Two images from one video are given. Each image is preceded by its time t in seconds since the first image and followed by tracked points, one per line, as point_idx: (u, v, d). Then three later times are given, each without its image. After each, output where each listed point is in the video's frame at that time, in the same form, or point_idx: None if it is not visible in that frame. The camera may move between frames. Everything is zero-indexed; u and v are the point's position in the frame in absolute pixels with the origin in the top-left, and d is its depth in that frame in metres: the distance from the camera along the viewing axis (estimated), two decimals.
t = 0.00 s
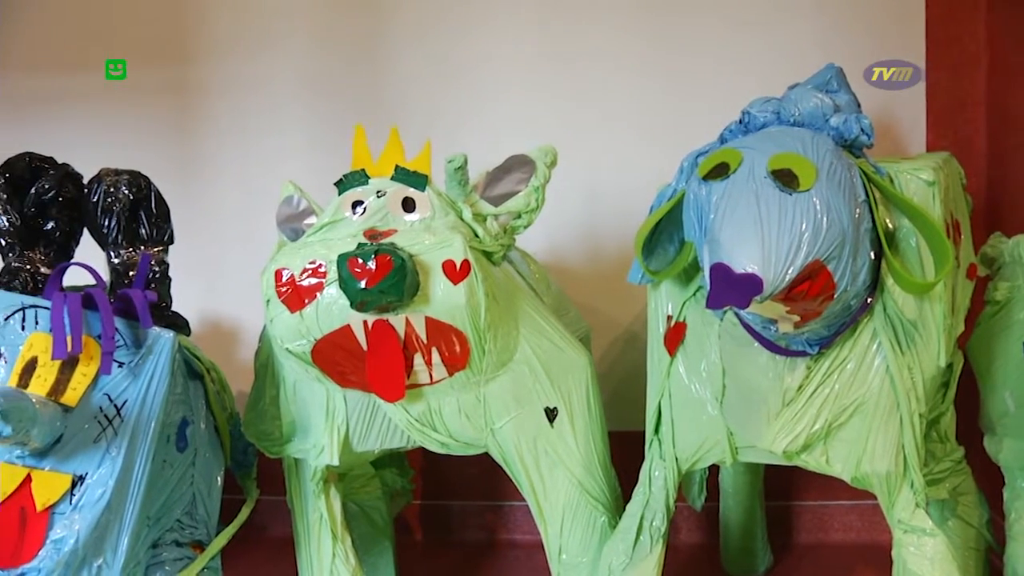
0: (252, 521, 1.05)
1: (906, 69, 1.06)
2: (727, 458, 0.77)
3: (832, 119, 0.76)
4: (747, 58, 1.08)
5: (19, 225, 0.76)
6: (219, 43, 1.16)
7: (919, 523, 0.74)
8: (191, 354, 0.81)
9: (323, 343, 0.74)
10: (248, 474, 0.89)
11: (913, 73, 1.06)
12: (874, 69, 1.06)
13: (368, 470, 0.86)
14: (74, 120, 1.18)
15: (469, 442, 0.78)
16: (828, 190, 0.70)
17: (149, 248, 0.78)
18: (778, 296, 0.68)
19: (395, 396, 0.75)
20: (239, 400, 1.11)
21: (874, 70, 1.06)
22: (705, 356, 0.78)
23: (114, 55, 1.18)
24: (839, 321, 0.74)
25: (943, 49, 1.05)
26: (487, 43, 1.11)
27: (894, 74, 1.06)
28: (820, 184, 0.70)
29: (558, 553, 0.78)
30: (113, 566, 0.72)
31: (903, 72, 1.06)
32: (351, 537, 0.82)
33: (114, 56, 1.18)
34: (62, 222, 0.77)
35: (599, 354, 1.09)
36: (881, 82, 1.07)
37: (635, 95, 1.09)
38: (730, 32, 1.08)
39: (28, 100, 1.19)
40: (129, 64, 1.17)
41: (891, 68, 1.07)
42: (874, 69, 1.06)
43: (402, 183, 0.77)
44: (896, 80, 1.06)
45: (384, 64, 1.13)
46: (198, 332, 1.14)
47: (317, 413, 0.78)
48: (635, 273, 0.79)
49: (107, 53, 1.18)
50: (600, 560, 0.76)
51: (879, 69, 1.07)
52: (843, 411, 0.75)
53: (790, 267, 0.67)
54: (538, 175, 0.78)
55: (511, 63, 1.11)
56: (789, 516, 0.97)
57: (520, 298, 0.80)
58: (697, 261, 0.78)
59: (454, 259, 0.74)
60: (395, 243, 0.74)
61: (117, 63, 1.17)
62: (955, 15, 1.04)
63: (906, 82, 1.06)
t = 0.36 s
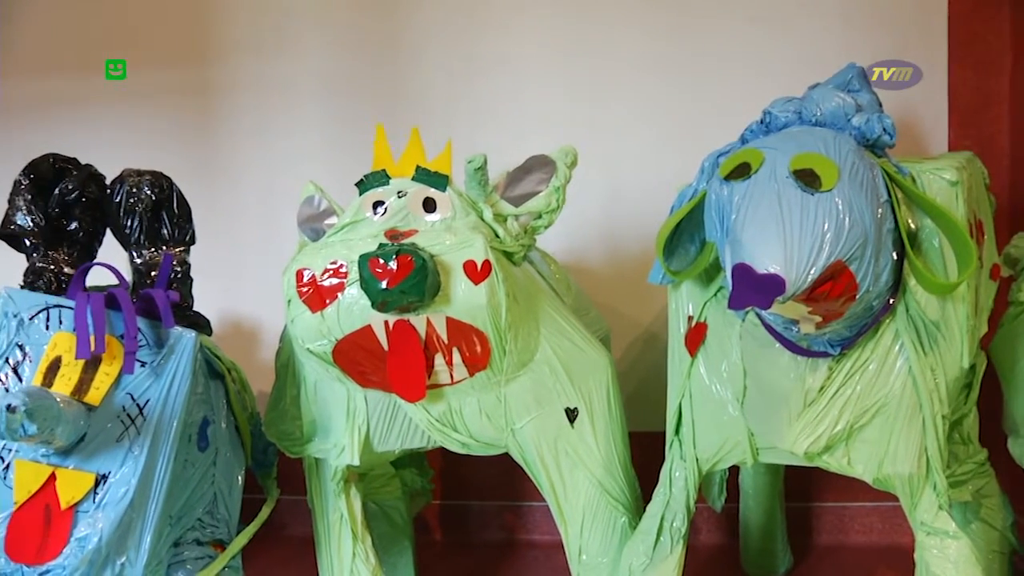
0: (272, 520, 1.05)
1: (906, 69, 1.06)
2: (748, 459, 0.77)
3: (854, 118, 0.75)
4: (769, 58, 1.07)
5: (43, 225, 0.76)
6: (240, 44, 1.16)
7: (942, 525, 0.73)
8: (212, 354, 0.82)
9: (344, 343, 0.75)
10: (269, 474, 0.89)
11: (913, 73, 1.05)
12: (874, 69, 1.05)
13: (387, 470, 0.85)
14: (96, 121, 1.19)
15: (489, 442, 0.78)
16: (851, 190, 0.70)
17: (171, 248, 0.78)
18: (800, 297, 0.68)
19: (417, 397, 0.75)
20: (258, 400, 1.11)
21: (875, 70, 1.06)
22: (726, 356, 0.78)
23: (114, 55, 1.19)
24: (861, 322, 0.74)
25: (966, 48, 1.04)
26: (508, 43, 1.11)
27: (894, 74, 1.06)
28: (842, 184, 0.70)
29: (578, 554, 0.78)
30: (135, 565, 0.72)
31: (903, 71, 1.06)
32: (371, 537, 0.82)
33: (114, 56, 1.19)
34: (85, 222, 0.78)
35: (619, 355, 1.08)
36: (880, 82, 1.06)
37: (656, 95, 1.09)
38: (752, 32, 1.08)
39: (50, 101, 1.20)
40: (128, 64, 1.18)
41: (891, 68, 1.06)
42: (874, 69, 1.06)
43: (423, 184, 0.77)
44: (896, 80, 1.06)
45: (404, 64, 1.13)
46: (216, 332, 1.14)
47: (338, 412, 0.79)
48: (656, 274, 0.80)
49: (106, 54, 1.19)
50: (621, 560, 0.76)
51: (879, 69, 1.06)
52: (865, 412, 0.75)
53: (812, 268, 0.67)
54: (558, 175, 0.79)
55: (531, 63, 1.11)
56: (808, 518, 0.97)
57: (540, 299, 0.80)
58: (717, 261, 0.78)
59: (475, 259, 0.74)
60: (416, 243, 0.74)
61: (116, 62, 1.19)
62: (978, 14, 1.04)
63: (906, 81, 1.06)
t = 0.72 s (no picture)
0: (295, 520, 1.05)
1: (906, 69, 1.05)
2: (773, 460, 0.77)
3: (880, 118, 0.75)
4: (793, 57, 1.07)
5: (71, 225, 0.77)
6: (264, 45, 1.16)
7: (970, 527, 0.73)
8: (237, 353, 0.82)
9: (369, 343, 0.75)
10: (292, 473, 0.89)
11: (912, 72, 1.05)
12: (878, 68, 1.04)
13: (411, 469, 0.86)
14: (120, 122, 1.20)
15: (513, 442, 0.79)
16: (877, 190, 0.69)
17: (196, 248, 0.79)
18: (826, 297, 0.68)
19: (441, 396, 0.75)
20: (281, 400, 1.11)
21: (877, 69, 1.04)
22: (751, 356, 0.78)
23: (113, 55, 1.20)
24: (887, 322, 0.73)
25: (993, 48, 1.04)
26: (531, 44, 1.11)
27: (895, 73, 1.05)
28: (868, 184, 0.70)
29: (601, 554, 0.78)
30: (162, 563, 0.73)
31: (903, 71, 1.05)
32: (394, 536, 0.83)
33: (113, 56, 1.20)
34: (112, 222, 0.79)
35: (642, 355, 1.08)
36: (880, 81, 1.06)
37: (679, 95, 1.09)
38: (776, 32, 1.08)
39: (74, 103, 1.21)
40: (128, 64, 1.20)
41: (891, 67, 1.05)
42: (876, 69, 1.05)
43: (447, 184, 0.77)
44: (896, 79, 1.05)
45: (427, 64, 1.13)
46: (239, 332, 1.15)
47: (362, 412, 0.79)
48: (681, 274, 0.80)
49: (106, 54, 1.20)
50: (644, 560, 0.76)
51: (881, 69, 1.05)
52: (891, 413, 0.74)
53: (838, 269, 0.67)
54: (583, 175, 0.79)
55: (554, 64, 1.11)
56: (833, 520, 0.96)
57: (565, 299, 0.81)
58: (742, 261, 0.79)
59: (500, 259, 0.74)
60: (441, 243, 0.74)
61: (117, 63, 1.20)
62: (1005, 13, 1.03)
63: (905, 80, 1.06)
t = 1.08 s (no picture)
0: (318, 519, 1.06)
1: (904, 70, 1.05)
2: (798, 461, 0.77)
3: (906, 118, 0.75)
4: (818, 57, 1.07)
5: (98, 226, 0.78)
6: (287, 46, 1.17)
7: (998, 531, 0.72)
8: (261, 354, 0.82)
9: (393, 343, 0.75)
10: (316, 473, 0.90)
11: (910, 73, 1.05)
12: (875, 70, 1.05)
13: (434, 469, 0.86)
14: (145, 124, 1.21)
15: (537, 443, 0.79)
16: (904, 190, 0.69)
17: (221, 248, 0.79)
18: (853, 298, 0.67)
19: (466, 397, 0.76)
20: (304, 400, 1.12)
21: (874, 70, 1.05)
22: (776, 357, 0.78)
23: (114, 55, 1.22)
24: (913, 323, 0.72)
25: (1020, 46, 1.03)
26: (554, 45, 1.11)
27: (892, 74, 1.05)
28: (895, 184, 0.69)
29: (625, 555, 0.78)
30: (187, 562, 0.73)
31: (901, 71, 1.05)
32: (417, 537, 0.83)
33: (113, 56, 1.22)
34: (139, 223, 0.79)
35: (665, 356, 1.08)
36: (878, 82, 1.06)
37: (702, 95, 1.08)
38: (800, 32, 1.07)
39: (101, 105, 1.22)
40: (128, 64, 1.21)
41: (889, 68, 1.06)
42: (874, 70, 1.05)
43: (472, 185, 0.77)
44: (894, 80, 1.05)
45: (450, 65, 1.13)
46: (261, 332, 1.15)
47: (386, 412, 0.79)
48: (705, 275, 0.80)
49: (106, 54, 1.22)
50: (668, 561, 0.76)
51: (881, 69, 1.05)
52: (917, 415, 0.74)
53: (865, 269, 0.66)
54: (607, 176, 0.79)
55: (577, 64, 1.11)
56: (856, 522, 0.96)
57: (589, 300, 0.81)
58: (767, 261, 0.79)
59: (525, 260, 0.74)
60: (466, 244, 0.74)
61: (116, 63, 1.22)
62: None
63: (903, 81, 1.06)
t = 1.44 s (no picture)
0: (340, 519, 1.06)
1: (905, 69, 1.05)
2: (821, 462, 0.76)
3: (932, 118, 0.74)
4: (841, 57, 1.06)
5: (123, 227, 0.78)
6: (310, 48, 1.17)
7: None
8: (284, 355, 0.83)
9: (416, 344, 0.75)
10: (339, 473, 0.90)
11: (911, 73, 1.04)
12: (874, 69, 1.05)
13: (457, 470, 0.86)
14: (170, 125, 1.21)
15: (560, 444, 0.79)
16: (930, 190, 0.68)
17: (245, 249, 0.80)
18: (878, 299, 0.67)
19: (488, 397, 0.76)
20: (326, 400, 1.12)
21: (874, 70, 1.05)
22: (800, 359, 0.77)
23: (114, 55, 1.23)
24: (939, 325, 0.72)
25: None
26: (578, 45, 1.11)
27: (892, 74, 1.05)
28: (921, 185, 0.69)
29: (647, 557, 0.78)
30: (212, 561, 0.73)
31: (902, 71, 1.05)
32: (440, 537, 0.83)
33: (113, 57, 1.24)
34: (163, 223, 0.80)
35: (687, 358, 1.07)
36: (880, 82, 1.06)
37: (726, 96, 1.08)
38: (825, 31, 1.07)
39: (127, 106, 1.23)
40: (128, 64, 1.23)
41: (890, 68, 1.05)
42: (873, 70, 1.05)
43: (495, 186, 0.77)
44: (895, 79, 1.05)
45: (472, 66, 1.13)
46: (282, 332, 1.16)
47: (409, 413, 0.79)
48: (728, 275, 0.80)
49: (106, 54, 1.24)
50: (691, 563, 0.76)
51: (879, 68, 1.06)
52: (943, 417, 0.73)
53: (890, 270, 0.66)
54: (630, 177, 0.79)
55: (601, 65, 1.11)
56: (880, 524, 0.96)
57: (613, 301, 0.81)
58: (791, 262, 0.79)
59: (548, 261, 0.75)
60: (489, 245, 0.74)
61: (116, 63, 1.23)
62: None
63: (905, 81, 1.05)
